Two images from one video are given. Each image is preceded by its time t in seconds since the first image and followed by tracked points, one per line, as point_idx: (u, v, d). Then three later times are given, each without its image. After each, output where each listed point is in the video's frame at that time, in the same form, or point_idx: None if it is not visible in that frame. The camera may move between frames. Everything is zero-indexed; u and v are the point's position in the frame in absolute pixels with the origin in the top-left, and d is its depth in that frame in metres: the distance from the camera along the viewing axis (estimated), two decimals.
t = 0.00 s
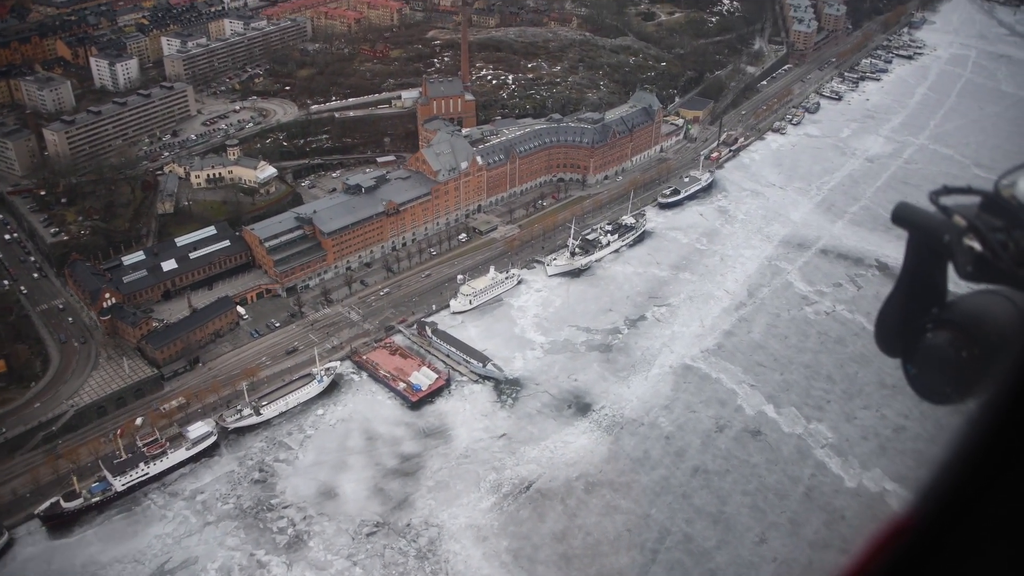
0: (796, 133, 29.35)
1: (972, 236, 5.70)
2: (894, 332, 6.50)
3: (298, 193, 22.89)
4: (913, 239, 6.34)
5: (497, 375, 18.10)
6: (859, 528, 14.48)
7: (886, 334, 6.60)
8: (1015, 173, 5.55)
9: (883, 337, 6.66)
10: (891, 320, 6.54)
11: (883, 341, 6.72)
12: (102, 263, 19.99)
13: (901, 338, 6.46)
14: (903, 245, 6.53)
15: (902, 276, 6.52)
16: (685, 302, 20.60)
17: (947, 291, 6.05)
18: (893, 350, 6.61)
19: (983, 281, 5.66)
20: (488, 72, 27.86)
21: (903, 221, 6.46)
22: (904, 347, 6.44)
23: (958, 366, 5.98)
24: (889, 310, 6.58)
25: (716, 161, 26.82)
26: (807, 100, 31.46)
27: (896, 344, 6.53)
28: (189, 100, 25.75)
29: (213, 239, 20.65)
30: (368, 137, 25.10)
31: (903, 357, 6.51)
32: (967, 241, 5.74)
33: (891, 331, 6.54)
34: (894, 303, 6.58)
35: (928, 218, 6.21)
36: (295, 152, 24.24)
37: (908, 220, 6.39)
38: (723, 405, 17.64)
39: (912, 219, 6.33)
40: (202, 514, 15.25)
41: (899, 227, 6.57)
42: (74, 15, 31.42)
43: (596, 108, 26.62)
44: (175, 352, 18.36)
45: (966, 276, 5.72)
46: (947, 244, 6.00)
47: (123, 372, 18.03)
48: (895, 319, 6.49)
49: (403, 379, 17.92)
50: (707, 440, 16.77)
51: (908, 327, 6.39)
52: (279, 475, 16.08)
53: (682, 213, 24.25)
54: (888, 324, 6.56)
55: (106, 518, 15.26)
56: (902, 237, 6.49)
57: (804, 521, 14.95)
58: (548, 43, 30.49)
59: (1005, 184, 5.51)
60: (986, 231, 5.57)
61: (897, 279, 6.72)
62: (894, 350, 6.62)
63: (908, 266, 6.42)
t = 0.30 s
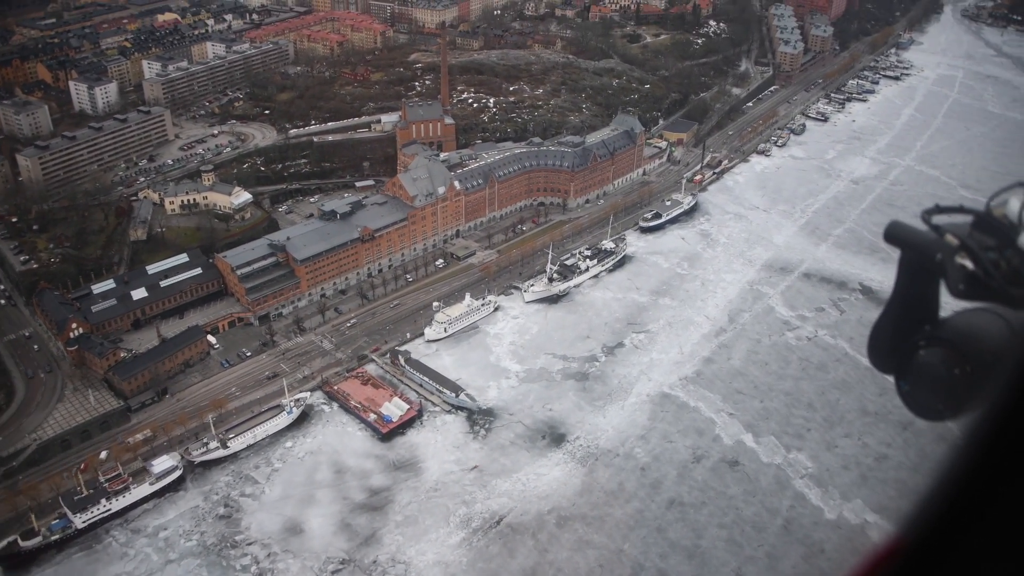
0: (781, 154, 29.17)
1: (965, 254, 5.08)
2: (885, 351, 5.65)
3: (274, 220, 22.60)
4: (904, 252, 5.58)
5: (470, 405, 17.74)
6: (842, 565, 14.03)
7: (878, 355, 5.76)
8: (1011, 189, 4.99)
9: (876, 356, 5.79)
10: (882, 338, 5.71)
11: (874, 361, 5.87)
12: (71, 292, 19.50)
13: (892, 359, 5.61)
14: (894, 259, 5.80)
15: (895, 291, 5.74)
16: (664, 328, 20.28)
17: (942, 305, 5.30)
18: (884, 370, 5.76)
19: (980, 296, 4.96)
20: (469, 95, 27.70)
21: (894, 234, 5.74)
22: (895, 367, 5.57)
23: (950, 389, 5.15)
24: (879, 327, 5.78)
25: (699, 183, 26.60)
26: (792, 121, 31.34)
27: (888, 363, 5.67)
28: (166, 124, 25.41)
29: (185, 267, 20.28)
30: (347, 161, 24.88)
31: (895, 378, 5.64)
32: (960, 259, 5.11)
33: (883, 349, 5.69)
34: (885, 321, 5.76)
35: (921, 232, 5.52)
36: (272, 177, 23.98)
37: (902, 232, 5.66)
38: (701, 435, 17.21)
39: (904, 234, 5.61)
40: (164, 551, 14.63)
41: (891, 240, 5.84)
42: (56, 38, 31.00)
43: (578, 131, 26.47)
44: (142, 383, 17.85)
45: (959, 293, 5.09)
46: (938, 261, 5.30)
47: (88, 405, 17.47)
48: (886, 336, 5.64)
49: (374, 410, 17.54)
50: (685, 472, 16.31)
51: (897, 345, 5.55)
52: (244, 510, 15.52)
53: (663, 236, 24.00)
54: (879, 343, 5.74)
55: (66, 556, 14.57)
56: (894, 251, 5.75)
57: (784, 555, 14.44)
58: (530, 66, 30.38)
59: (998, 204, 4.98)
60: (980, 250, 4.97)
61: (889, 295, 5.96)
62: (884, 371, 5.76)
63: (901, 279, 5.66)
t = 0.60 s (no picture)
0: (772, 163, 28.84)
1: (961, 257, 4.71)
2: (883, 356, 5.29)
3: (254, 235, 22.34)
4: (898, 251, 5.20)
5: (447, 424, 17.40)
6: None
7: (876, 360, 5.38)
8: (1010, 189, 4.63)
9: (874, 360, 5.42)
10: (880, 343, 5.34)
11: (873, 366, 5.49)
12: (46, 311, 19.16)
13: (890, 365, 5.23)
14: (889, 259, 5.42)
15: (893, 291, 5.37)
16: (648, 343, 19.93)
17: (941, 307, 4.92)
18: (883, 374, 5.39)
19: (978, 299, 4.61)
20: (455, 107, 27.46)
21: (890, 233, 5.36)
22: (892, 372, 5.22)
23: (949, 394, 4.82)
24: (878, 332, 5.39)
25: (688, 194, 26.30)
26: (783, 129, 31.02)
27: (887, 367, 5.30)
28: (148, 139, 25.16)
29: (161, 284, 19.94)
30: (331, 175, 24.67)
31: (892, 382, 5.29)
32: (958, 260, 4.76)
33: (882, 354, 5.32)
34: (884, 325, 5.39)
35: (914, 232, 5.10)
36: (254, 192, 23.74)
37: (895, 230, 5.26)
38: (682, 454, 16.86)
39: (897, 232, 5.21)
40: None
41: (886, 238, 5.45)
42: (42, 53, 30.84)
43: (563, 142, 26.21)
44: (116, 403, 17.45)
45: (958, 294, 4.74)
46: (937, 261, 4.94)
47: (60, 426, 17.04)
48: (883, 340, 5.29)
49: (349, 430, 17.22)
50: (664, 493, 15.94)
51: (896, 350, 5.19)
52: (214, 533, 15.11)
53: (649, 248, 23.68)
54: (878, 348, 5.34)
55: None
56: (889, 250, 5.37)
57: None
58: (517, 77, 30.16)
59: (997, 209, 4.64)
60: (976, 253, 4.61)
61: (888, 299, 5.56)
62: (883, 376, 5.40)
63: (897, 280, 5.28)
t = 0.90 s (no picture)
0: (762, 168, 28.50)
1: (959, 256, 4.77)
2: (882, 355, 5.34)
3: (234, 247, 22.07)
4: (897, 250, 5.24)
5: (424, 440, 17.10)
6: None
7: (875, 359, 5.45)
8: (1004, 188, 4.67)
9: (873, 360, 5.48)
10: (878, 342, 5.39)
11: (871, 364, 5.56)
12: (19, 327, 18.83)
13: (890, 363, 5.29)
14: (887, 260, 5.48)
15: (889, 293, 5.41)
16: (631, 354, 19.60)
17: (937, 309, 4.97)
18: (883, 374, 5.46)
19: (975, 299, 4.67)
20: (439, 115, 27.20)
21: (887, 234, 5.38)
22: (892, 371, 5.29)
23: (948, 391, 4.89)
24: (875, 332, 5.45)
25: (675, 201, 26.00)
26: (773, 134, 30.69)
27: (885, 366, 5.36)
28: (129, 150, 24.87)
29: (137, 298, 19.63)
30: (313, 184, 24.41)
31: (892, 381, 5.38)
32: (955, 263, 4.79)
33: (881, 353, 5.37)
34: (881, 324, 5.43)
35: (914, 231, 5.15)
36: (236, 204, 23.47)
37: (893, 232, 5.28)
38: (663, 469, 16.52)
39: (894, 233, 5.27)
40: None
41: (885, 239, 5.51)
42: (26, 64, 30.62)
43: (549, 150, 25.91)
44: (88, 421, 17.11)
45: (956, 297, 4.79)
46: (934, 265, 4.94)
47: (29, 445, 16.58)
48: (881, 339, 5.34)
49: (323, 447, 16.92)
50: (644, 510, 15.60)
51: (894, 349, 5.26)
52: (184, 554, 14.75)
53: (635, 257, 23.37)
54: (877, 348, 5.40)
55: None
56: (886, 249, 5.41)
57: None
58: (503, 83, 29.89)
59: (990, 209, 4.63)
60: (972, 251, 4.67)
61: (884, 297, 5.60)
62: (883, 376, 5.46)
63: (895, 279, 5.33)
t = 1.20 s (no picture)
0: (758, 180, 28.11)
1: (967, 265, 4.77)
2: (891, 363, 5.46)
3: (219, 257, 21.84)
4: (904, 260, 5.32)
5: (402, 458, 16.77)
6: None
7: (882, 366, 5.58)
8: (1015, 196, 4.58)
9: (880, 365, 5.62)
10: (886, 351, 5.52)
11: (878, 371, 5.70)
12: None
13: (897, 371, 5.42)
14: (896, 267, 5.56)
15: (897, 302, 5.51)
16: (617, 371, 19.25)
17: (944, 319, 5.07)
18: (890, 381, 5.60)
19: (981, 308, 4.72)
20: (432, 124, 26.98)
21: (895, 243, 5.45)
22: (898, 379, 5.44)
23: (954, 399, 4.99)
24: (883, 341, 5.57)
25: (669, 213, 25.72)
26: (771, 145, 30.31)
27: (892, 375, 5.50)
28: (118, 158, 24.67)
29: (119, 309, 19.38)
30: (302, 194, 24.22)
31: (899, 389, 5.51)
32: (963, 272, 4.81)
33: (888, 362, 5.51)
34: (889, 332, 5.55)
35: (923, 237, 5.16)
36: (223, 214, 23.29)
37: (901, 242, 5.35)
38: (645, 491, 16.14)
39: (902, 243, 5.33)
40: None
41: (892, 248, 5.60)
42: (22, 70, 30.57)
43: (541, 160, 25.63)
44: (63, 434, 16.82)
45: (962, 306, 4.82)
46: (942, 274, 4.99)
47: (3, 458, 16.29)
48: (889, 345, 5.48)
49: (300, 464, 16.60)
50: (624, 533, 15.21)
51: (901, 358, 5.40)
52: (153, 572, 14.41)
53: (626, 270, 23.05)
54: (885, 357, 5.52)
55: None
56: (894, 258, 5.49)
57: None
58: (496, 93, 29.65)
59: (997, 217, 4.58)
60: (980, 260, 4.66)
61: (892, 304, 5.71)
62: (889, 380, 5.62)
63: (903, 288, 5.43)
